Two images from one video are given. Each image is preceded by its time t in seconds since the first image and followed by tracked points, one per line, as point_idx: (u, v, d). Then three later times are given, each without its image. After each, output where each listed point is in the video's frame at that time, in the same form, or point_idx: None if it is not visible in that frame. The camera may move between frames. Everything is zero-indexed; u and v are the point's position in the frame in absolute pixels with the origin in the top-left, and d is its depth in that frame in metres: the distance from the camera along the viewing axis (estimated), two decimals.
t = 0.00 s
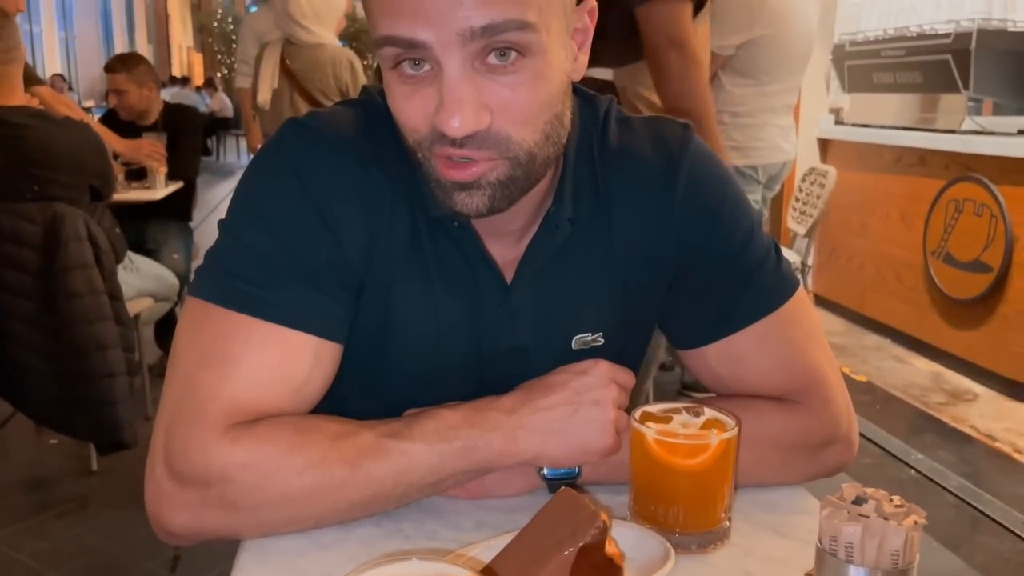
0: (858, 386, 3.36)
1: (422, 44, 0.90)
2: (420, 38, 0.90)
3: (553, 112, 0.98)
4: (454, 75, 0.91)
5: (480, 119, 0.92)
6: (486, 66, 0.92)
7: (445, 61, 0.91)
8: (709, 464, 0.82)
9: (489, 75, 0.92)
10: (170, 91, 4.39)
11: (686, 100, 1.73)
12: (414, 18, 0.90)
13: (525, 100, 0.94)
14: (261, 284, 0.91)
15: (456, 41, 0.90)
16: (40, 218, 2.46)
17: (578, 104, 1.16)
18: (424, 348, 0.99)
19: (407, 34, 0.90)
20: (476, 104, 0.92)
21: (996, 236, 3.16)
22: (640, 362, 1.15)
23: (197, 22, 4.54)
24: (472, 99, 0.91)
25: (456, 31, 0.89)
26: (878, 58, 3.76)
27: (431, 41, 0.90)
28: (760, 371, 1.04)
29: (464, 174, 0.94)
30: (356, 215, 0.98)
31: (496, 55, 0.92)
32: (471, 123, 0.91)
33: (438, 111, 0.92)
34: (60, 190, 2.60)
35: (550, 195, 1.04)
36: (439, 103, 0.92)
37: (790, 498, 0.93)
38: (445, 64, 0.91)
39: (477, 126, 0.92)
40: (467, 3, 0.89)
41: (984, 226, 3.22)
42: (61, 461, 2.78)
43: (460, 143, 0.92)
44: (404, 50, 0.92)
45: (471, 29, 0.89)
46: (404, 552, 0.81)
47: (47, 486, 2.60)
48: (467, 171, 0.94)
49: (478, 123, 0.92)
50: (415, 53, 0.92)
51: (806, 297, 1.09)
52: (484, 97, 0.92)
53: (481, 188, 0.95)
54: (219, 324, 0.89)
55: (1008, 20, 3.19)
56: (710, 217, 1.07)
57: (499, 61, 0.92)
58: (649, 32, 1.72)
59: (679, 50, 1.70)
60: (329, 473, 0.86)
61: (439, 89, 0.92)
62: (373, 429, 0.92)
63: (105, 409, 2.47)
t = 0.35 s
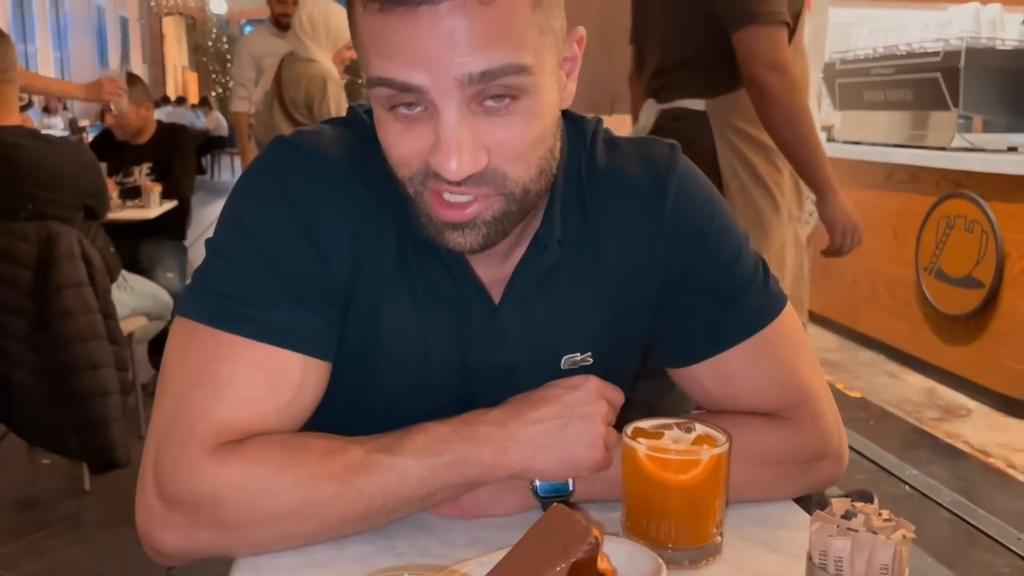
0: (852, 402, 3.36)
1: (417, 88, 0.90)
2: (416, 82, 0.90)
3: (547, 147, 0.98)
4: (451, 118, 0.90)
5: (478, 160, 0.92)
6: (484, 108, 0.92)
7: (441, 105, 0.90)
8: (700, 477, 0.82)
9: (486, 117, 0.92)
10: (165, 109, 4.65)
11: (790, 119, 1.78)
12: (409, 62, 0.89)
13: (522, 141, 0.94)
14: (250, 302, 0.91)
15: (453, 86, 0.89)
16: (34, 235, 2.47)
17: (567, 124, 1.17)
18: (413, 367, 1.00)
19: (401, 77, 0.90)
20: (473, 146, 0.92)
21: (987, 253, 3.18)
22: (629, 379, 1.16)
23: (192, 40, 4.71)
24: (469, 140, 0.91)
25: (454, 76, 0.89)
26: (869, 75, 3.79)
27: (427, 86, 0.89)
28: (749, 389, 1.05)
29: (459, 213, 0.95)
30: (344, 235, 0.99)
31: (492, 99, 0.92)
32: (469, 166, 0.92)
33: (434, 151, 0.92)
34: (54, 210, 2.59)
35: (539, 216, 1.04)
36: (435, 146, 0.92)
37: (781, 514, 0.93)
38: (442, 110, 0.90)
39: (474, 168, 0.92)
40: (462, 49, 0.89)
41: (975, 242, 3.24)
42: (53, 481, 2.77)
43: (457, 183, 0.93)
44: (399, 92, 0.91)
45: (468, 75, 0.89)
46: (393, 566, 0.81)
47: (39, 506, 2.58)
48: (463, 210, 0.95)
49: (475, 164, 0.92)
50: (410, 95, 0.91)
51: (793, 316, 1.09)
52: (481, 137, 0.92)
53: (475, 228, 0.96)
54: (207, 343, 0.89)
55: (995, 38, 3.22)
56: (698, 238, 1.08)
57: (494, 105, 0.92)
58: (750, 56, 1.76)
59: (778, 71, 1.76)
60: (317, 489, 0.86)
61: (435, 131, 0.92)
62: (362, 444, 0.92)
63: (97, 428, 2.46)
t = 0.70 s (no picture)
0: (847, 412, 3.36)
1: (433, 136, 0.86)
2: (435, 132, 0.86)
3: (552, 163, 0.96)
4: (469, 165, 0.87)
5: (494, 198, 0.90)
6: (499, 149, 0.88)
7: (460, 153, 0.87)
8: (698, 488, 0.82)
9: (502, 156, 0.89)
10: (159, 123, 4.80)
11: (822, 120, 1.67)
12: (426, 112, 0.85)
13: (534, 174, 0.92)
14: (242, 312, 0.91)
15: (471, 135, 0.86)
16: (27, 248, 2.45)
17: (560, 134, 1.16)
18: (405, 377, 1.00)
19: (418, 127, 0.86)
20: (490, 186, 0.89)
21: (981, 263, 3.17)
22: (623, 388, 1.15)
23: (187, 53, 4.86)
24: (487, 181, 0.89)
25: (473, 126, 0.85)
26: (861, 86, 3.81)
27: (447, 135, 0.86)
28: (744, 399, 1.05)
29: (474, 243, 0.93)
30: (337, 246, 0.98)
31: (509, 144, 0.89)
32: (487, 205, 0.89)
33: (450, 192, 0.89)
34: (46, 224, 2.56)
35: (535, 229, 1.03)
36: (450, 186, 0.89)
37: (778, 523, 0.93)
38: (460, 159, 0.87)
39: (491, 206, 0.90)
40: (483, 101, 0.85)
41: (969, 252, 3.23)
42: (46, 495, 2.75)
43: (474, 220, 0.91)
44: (413, 141, 0.87)
45: (488, 125, 0.86)
46: None
47: (31, 521, 2.57)
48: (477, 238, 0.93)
49: (492, 202, 0.90)
50: (425, 143, 0.87)
51: (786, 324, 1.09)
52: (497, 175, 0.89)
53: (488, 252, 0.94)
54: (200, 355, 0.89)
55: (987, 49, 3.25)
56: (689, 248, 1.08)
57: (510, 147, 0.89)
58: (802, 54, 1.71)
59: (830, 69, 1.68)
60: (314, 501, 0.86)
61: (450, 172, 0.88)
62: (358, 456, 0.91)
63: (91, 443, 2.45)
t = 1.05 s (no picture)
0: (843, 417, 3.37)
1: (474, 153, 0.86)
2: (478, 150, 0.85)
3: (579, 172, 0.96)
4: (510, 181, 0.87)
5: (532, 212, 0.90)
6: (538, 164, 0.88)
7: (501, 171, 0.87)
8: (694, 494, 0.81)
9: (540, 171, 0.89)
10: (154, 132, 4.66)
11: (917, 125, 1.87)
12: (468, 129, 0.85)
13: (566, 188, 0.92)
14: (240, 321, 0.91)
15: (514, 152, 0.86)
16: (21, 259, 2.44)
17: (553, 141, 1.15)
18: (404, 383, 0.99)
19: (462, 144, 0.85)
20: (528, 201, 0.89)
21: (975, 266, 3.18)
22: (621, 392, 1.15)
23: (180, 62, 4.96)
24: (526, 197, 0.89)
25: (516, 144, 0.85)
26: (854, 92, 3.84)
27: (490, 152, 0.85)
28: (740, 401, 1.05)
29: (508, 257, 0.92)
30: (336, 252, 0.98)
31: (546, 159, 0.88)
32: (525, 220, 0.89)
33: (486, 207, 0.89)
34: (41, 232, 2.57)
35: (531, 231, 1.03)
36: (488, 202, 0.89)
37: (775, 529, 0.93)
38: (501, 175, 0.87)
39: (528, 220, 0.90)
40: (526, 119, 0.85)
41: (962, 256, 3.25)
42: (40, 506, 2.74)
43: (511, 234, 0.90)
44: (453, 157, 0.87)
45: (531, 142, 0.86)
46: None
47: (25, 532, 2.55)
48: (515, 248, 0.92)
49: (530, 215, 0.89)
50: (463, 160, 0.87)
51: (781, 325, 1.09)
52: (534, 189, 0.89)
53: (519, 265, 0.94)
54: (195, 365, 0.89)
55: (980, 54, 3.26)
56: (687, 251, 1.09)
57: (546, 162, 0.89)
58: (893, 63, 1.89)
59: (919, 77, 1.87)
60: (308, 512, 0.85)
61: (489, 188, 0.88)
62: (352, 466, 0.91)
63: (85, 453, 2.44)
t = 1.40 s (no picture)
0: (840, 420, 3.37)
1: (513, 165, 0.85)
2: (518, 161, 0.85)
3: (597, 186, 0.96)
4: (548, 194, 0.87)
5: (565, 224, 0.90)
6: (572, 174, 0.88)
7: (538, 183, 0.86)
8: (692, 498, 0.81)
9: (573, 182, 0.89)
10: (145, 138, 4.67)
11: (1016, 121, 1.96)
12: (509, 140, 0.84)
13: (591, 199, 0.93)
14: (240, 331, 0.90)
15: (552, 163, 0.86)
16: (13, 265, 2.43)
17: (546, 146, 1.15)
18: (404, 392, 0.99)
19: (502, 156, 0.85)
20: (563, 211, 0.89)
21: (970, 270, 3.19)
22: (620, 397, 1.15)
23: (174, 68, 4.97)
24: (561, 209, 0.88)
25: (557, 155, 0.85)
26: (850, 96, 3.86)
27: (530, 163, 0.85)
28: (738, 407, 1.05)
29: (537, 269, 0.92)
30: (336, 261, 0.98)
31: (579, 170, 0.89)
32: (560, 232, 0.89)
33: (520, 220, 0.88)
34: (33, 238, 2.56)
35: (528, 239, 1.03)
36: (523, 215, 0.88)
37: (773, 533, 0.93)
38: (539, 188, 0.86)
39: (561, 232, 0.90)
40: (568, 128, 0.85)
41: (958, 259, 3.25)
42: (34, 514, 2.72)
43: (544, 246, 0.90)
44: (489, 169, 0.86)
45: (571, 154, 0.86)
46: None
47: (19, 540, 2.54)
48: (542, 258, 0.92)
49: (564, 227, 0.89)
50: (499, 173, 0.86)
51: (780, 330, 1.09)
52: (567, 201, 0.89)
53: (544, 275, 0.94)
54: (192, 376, 0.88)
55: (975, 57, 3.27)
56: (685, 257, 1.09)
57: (579, 173, 0.89)
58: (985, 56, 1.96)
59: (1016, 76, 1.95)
60: (302, 520, 0.85)
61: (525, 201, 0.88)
62: (346, 473, 0.90)
63: (79, 460, 2.43)
